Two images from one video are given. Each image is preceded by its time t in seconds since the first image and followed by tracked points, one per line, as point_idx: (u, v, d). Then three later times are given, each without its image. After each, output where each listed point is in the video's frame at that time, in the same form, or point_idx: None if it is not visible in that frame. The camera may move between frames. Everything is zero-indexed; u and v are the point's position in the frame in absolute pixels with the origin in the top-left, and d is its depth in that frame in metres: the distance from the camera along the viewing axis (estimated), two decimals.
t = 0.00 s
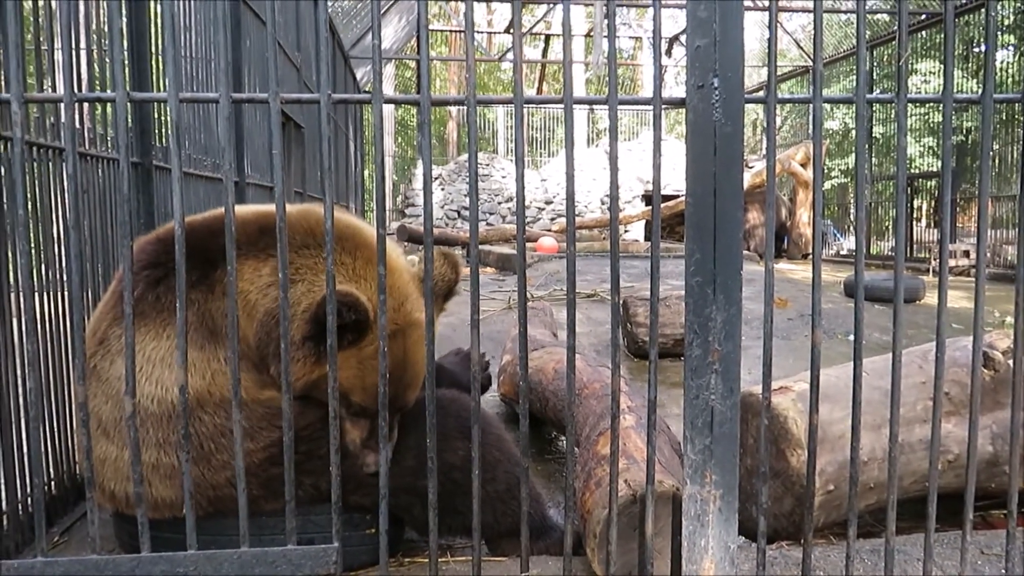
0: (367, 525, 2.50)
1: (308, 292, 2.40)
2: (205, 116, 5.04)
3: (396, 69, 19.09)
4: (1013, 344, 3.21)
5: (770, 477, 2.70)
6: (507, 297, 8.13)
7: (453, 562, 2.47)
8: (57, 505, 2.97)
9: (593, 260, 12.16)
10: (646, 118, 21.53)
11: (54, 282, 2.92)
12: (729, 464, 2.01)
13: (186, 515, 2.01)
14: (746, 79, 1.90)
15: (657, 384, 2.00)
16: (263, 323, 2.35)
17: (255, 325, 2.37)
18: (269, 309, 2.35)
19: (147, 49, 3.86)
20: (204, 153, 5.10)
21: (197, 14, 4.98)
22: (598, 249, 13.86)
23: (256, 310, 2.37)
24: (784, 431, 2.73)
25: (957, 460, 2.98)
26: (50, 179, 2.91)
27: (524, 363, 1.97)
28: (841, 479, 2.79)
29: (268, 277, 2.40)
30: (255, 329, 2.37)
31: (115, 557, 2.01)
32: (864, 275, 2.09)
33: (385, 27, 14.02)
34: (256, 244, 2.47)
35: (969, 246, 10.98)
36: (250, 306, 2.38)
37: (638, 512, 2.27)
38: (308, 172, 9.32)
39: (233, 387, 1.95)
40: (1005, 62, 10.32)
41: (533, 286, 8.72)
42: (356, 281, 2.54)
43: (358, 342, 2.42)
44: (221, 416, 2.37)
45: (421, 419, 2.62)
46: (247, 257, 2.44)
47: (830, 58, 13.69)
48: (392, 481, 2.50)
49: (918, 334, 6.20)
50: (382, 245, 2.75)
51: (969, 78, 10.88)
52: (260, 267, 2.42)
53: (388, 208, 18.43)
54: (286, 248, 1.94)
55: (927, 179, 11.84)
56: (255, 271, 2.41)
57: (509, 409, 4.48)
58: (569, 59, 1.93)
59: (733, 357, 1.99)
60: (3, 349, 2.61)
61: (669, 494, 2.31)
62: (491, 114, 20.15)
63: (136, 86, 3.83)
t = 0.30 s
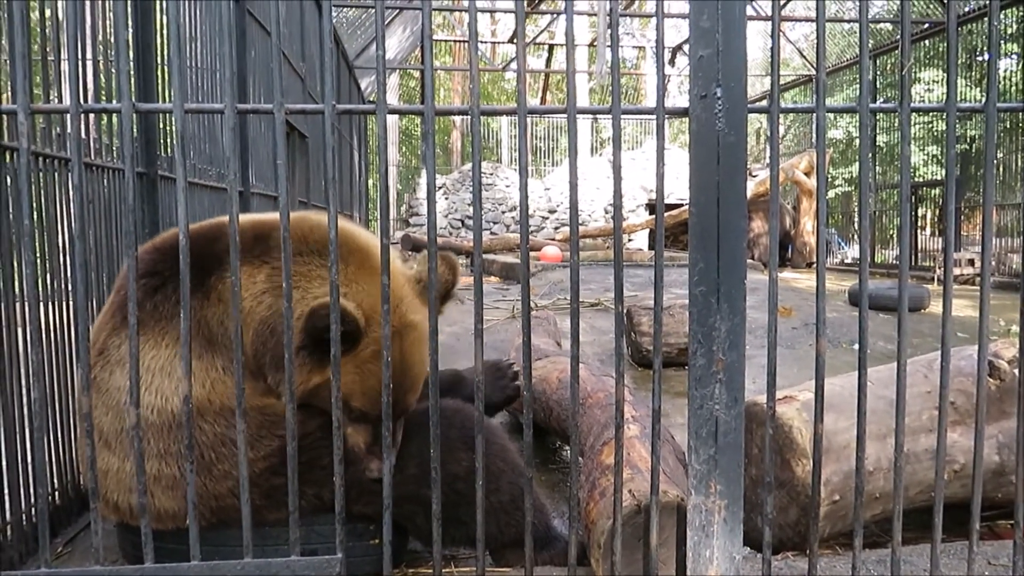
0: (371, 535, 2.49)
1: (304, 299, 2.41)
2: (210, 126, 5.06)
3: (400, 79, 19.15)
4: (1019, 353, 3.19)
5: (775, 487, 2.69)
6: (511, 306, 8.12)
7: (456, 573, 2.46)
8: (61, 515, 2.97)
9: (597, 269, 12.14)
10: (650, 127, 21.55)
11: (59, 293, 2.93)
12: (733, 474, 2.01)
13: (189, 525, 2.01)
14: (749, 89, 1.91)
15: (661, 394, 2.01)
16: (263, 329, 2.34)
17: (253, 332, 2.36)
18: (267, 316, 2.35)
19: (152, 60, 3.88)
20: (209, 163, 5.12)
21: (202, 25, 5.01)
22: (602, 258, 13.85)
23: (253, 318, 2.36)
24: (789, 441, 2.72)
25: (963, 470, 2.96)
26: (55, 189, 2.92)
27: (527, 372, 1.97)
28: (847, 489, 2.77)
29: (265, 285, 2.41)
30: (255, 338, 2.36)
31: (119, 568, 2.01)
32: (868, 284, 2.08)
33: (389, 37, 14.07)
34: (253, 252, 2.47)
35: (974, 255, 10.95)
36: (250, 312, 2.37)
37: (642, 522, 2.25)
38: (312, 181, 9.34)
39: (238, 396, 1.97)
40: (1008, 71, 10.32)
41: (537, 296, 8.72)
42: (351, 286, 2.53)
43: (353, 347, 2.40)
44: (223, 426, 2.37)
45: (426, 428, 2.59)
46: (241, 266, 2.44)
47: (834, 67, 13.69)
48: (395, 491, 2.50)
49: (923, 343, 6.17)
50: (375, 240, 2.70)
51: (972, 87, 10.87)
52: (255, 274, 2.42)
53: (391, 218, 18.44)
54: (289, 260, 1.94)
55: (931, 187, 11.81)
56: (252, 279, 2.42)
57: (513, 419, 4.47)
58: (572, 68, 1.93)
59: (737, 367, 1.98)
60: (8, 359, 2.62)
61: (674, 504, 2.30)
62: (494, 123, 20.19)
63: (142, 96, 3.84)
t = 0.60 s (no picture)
0: (372, 536, 2.49)
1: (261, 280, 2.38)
2: (212, 127, 5.07)
3: (402, 81, 19.17)
4: (1021, 355, 3.19)
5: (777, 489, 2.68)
6: (512, 308, 8.12)
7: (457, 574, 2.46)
8: (62, 516, 2.97)
9: (599, 271, 12.14)
10: (652, 129, 21.56)
11: (60, 294, 2.94)
12: (735, 476, 2.01)
13: (191, 526, 2.02)
14: (751, 90, 1.91)
15: (662, 395, 2.01)
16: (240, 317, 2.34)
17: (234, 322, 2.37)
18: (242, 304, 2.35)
19: (155, 62, 3.89)
20: (211, 164, 5.13)
21: (204, 27, 5.02)
22: (604, 259, 13.84)
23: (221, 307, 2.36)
24: (791, 443, 2.71)
25: (965, 471, 2.96)
26: (58, 190, 2.93)
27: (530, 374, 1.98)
28: (848, 490, 2.76)
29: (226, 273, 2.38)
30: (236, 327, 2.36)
31: (120, 569, 2.01)
32: (871, 285, 2.08)
33: (392, 39, 14.09)
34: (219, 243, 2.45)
35: (976, 256, 10.92)
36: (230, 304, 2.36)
37: (644, 524, 2.26)
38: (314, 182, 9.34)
39: (239, 397, 1.99)
40: (1010, 73, 10.30)
41: (539, 297, 8.72)
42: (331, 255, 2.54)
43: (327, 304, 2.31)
44: (220, 423, 2.37)
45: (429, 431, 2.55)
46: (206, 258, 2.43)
47: (836, 69, 13.68)
48: (397, 493, 2.49)
49: (925, 345, 6.16)
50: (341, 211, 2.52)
51: (974, 88, 10.85)
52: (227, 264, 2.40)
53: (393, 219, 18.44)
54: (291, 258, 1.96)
55: (933, 189, 11.79)
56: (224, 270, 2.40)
57: (514, 420, 4.46)
58: (574, 70, 1.94)
59: (739, 368, 1.98)
60: (9, 359, 2.62)
61: (675, 505, 2.30)
62: (497, 125, 20.21)
63: (144, 98, 3.86)
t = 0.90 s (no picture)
0: (378, 536, 2.49)
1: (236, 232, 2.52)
2: (217, 127, 5.09)
3: (407, 81, 19.17)
4: None
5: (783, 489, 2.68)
6: (517, 308, 8.11)
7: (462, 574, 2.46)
8: (69, 515, 2.98)
9: (604, 270, 12.11)
10: (657, 128, 21.53)
11: (66, 294, 2.95)
12: (740, 475, 2.00)
13: (198, 525, 2.02)
14: (757, 90, 1.91)
15: (668, 395, 2.01)
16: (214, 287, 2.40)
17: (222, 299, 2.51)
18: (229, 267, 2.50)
19: (161, 62, 3.90)
20: (217, 164, 5.15)
21: (210, 27, 5.03)
22: (609, 259, 13.82)
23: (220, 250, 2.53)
24: (797, 443, 2.71)
25: (972, 472, 2.95)
26: (64, 190, 2.95)
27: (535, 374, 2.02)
28: (855, 490, 2.75)
29: (208, 232, 2.54)
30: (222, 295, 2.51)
31: (127, 567, 2.01)
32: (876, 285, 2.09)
33: (397, 39, 14.09)
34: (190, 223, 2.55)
35: (983, 256, 10.86)
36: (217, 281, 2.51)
37: (649, 523, 2.26)
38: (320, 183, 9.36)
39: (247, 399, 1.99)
40: (1017, 72, 10.24)
41: (545, 297, 8.71)
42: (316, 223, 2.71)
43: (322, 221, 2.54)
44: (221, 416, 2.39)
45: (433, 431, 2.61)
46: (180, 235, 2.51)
47: (841, 69, 13.63)
48: (402, 493, 2.50)
49: (932, 345, 6.13)
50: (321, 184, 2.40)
51: (981, 87, 10.79)
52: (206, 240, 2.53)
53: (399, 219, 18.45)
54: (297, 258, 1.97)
55: (940, 189, 11.74)
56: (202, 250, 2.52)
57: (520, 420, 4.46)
58: (580, 69, 1.94)
59: (744, 367, 1.98)
60: (15, 358, 2.63)
61: (681, 505, 2.29)
62: (502, 125, 20.20)
63: (151, 98, 3.87)
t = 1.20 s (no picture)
0: (386, 535, 2.49)
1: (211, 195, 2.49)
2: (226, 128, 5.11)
3: (415, 81, 19.20)
4: None
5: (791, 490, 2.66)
6: (525, 307, 8.11)
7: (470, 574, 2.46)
8: (79, 514, 3.00)
9: (612, 270, 12.10)
10: (665, 128, 21.50)
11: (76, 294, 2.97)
12: (749, 476, 2.00)
13: (207, 525, 2.03)
14: (765, 90, 1.90)
15: (676, 395, 2.01)
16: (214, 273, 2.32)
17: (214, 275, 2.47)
18: (211, 228, 2.46)
19: (171, 63, 3.92)
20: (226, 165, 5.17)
21: (219, 28, 5.05)
22: (617, 259, 13.80)
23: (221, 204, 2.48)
24: (806, 444, 2.70)
25: (983, 473, 2.93)
26: (74, 189, 2.96)
27: (543, 375, 2.03)
28: (864, 491, 2.74)
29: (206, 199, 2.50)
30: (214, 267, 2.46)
31: (137, 567, 2.03)
32: (886, 284, 2.08)
33: (405, 39, 14.14)
34: (169, 223, 2.54)
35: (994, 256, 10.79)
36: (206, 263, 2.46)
37: (657, 524, 2.25)
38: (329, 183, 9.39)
39: (256, 397, 2.01)
40: None
41: (553, 297, 8.71)
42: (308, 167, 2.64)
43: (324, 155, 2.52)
44: (223, 420, 2.36)
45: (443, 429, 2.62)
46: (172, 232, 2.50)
47: (850, 68, 13.57)
48: (410, 493, 2.50)
49: (942, 345, 6.11)
50: (317, 117, 2.28)
51: (992, 86, 10.72)
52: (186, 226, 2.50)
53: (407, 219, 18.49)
54: (306, 258, 1.99)
55: (951, 188, 11.67)
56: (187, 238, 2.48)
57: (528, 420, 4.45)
58: (588, 69, 1.94)
59: (753, 368, 1.98)
60: (26, 358, 2.65)
61: (689, 506, 2.29)
62: (510, 125, 20.22)
63: (161, 99, 3.89)
